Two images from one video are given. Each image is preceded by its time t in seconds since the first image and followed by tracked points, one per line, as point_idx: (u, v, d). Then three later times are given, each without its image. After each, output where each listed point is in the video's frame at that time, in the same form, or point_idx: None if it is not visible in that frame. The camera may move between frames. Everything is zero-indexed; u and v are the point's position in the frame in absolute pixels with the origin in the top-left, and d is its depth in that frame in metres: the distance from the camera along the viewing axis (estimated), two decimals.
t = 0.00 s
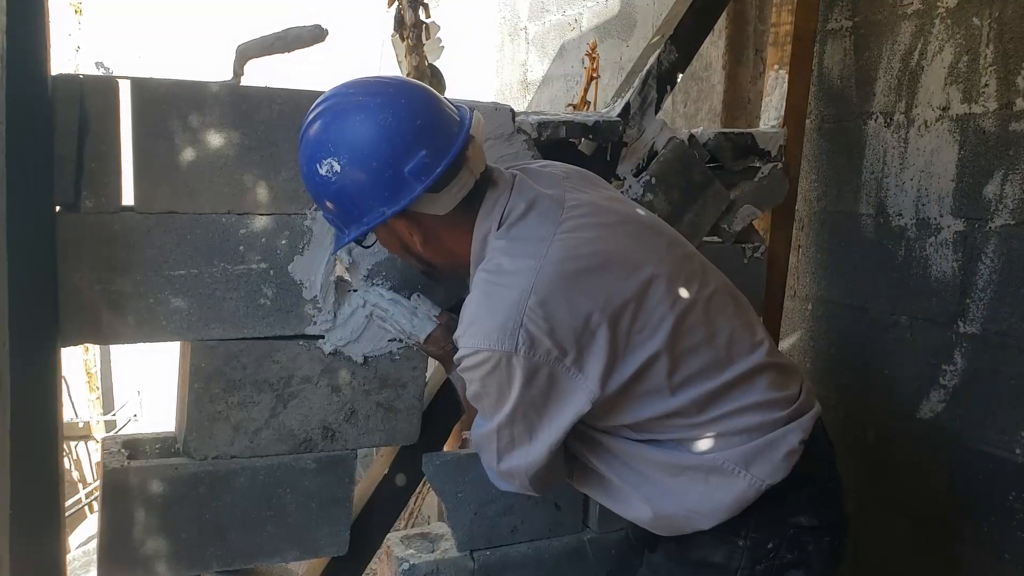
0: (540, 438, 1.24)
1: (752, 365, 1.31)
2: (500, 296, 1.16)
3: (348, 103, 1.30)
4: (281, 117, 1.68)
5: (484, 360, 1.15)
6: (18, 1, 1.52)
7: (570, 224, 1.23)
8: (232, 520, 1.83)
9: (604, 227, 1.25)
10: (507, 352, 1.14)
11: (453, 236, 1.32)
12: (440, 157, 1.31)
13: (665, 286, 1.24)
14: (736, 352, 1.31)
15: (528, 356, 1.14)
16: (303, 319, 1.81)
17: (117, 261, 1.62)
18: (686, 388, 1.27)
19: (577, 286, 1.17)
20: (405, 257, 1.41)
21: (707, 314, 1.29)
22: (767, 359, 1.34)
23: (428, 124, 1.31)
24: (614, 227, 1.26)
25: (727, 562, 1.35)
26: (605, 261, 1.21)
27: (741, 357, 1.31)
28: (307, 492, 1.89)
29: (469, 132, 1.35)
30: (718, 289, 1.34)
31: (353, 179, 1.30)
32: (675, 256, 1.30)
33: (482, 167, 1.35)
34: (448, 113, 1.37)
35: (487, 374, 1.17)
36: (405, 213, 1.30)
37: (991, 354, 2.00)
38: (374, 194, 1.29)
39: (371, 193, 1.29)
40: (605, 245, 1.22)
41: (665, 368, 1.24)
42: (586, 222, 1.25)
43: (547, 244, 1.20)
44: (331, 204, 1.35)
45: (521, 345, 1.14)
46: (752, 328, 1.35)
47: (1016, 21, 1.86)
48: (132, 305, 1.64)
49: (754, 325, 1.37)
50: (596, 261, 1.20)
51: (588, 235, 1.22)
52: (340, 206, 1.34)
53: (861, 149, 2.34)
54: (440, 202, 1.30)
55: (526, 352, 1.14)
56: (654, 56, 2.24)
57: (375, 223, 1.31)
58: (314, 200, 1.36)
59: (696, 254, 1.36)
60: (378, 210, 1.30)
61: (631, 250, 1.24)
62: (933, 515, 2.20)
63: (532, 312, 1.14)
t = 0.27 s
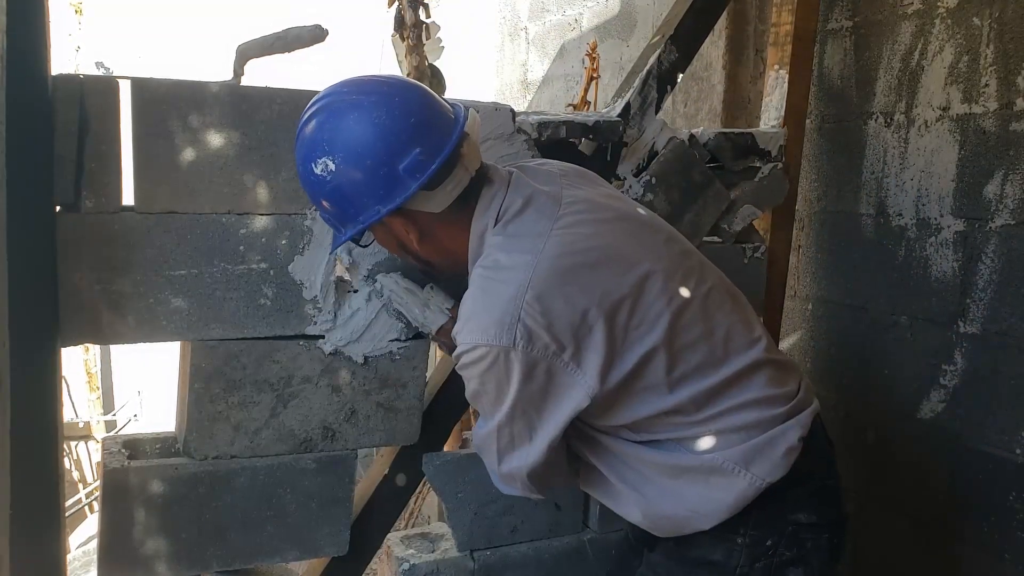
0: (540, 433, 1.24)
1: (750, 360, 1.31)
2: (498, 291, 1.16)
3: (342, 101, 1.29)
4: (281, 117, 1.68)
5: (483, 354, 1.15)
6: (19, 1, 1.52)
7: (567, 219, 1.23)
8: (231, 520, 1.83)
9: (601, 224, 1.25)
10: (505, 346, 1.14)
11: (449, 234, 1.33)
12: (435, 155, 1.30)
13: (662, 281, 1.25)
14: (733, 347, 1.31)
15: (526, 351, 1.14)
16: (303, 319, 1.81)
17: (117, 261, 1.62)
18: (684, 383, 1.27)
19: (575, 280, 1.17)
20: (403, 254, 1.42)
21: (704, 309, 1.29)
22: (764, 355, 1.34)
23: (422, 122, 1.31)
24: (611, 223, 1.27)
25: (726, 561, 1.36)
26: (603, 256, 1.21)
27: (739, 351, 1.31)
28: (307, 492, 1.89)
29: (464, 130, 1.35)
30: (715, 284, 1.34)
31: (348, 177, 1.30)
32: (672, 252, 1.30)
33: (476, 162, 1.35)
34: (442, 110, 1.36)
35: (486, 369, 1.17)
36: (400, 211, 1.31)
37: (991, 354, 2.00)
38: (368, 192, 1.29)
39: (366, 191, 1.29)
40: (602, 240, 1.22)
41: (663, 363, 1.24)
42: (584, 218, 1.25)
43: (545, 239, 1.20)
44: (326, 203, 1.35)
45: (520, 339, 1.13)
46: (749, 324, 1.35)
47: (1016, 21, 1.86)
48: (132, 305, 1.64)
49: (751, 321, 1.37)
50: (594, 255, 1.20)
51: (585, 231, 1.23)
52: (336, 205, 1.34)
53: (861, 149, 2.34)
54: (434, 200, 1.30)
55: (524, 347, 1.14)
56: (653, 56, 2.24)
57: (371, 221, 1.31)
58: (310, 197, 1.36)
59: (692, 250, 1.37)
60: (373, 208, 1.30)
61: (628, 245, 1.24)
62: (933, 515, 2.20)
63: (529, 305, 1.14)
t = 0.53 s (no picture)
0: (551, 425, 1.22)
1: (754, 354, 1.32)
2: (506, 275, 1.15)
3: (343, 87, 1.29)
4: (281, 117, 1.68)
5: (493, 340, 1.14)
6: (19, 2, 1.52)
7: (573, 210, 1.24)
8: (231, 520, 1.83)
9: (606, 216, 1.25)
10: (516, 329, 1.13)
11: (447, 223, 1.31)
12: (435, 143, 1.30)
13: (668, 274, 1.25)
14: (738, 339, 1.32)
15: (537, 335, 1.13)
16: (303, 319, 1.81)
17: (117, 261, 1.62)
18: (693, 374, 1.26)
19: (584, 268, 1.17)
20: (402, 245, 1.41)
21: (708, 302, 1.29)
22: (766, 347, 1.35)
23: (422, 109, 1.31)
24: (616, 216, 1.27)
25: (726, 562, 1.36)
26: (610, 246, 1.21)
27: (743, 344, 1.32)
28: (308, 492, 1.89)
29: (464, 118, 1.34)
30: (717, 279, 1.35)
31: (348, 164, 1.30)
32: (676, 246, 1.31)
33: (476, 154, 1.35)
34: (442, 98, 1.36)
35: (496, 358, 1.16)
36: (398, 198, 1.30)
37: (991, 354, 2.00)
38: (368, 179, 1.29)
39: (365, 177, 1.29)
40: (608, 232, 1.22)
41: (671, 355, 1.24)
42: (589, 209, 1.25)
43: (553, 227, 1.20)
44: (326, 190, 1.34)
45: (531, 322, 1.13)
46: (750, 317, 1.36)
47: (1016, 21, 1.86)
48: (132, 305, 1.65)
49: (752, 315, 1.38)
50: (601, 245, 1.20)
51: (592, 222, 1.23)
52: (335, 192, 1.33)
53: (861, 149, 2.34)
54: (432, 187, 1.29)
55: (535, 330, 1.13)
56: (653, 56, 2.24)
57: (370, 208, 1.31)
58: (310, 185, 1.36)
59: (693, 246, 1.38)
60: (372, 195, 1.30)
61: (634, 238, 1.25)
62: (932, 515, 2.20)
63: (540, 290, 1.14)
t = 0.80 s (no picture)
0: (564, 403, 1.17)
1: (759, 345, 1.33)
2: (519, 238, 1.14)
3: (358, 42, 1.30)
4: (281, 117, 1.68)
5: (505, 303, 1.11)
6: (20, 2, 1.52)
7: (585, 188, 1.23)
8: (231, 520, 1.83)
9: (615, 197, 1.25)
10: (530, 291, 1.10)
11: (454, 190, 1.29)
12: (446, 104, 1.29)
13: (676, 258, 1.25)
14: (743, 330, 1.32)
15: (551, 300, 1.11)
16: (303, 319, 1.80)
17: (117, 261, 1.62)
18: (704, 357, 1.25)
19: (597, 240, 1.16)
20: (406, 219, 1.37)
21: (713, 289, 1.30)
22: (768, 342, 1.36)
23: (436, 71, 1.31)
24: (627, 199, 1.27)
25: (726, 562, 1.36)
26: (621, 224, 1.21)
27: (749, 332, 1.33)
28: (308, 492, 1.89)
29: (477, 86, 1.34)
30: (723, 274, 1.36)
31: (357, 118, 1.29)
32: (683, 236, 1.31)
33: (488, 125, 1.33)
34: (458, 66, 1.37)
35: (506, 325, 1.13)
36: (408, 156, 1.28)
37: (990, 354, 2.00)
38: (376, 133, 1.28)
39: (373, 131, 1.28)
40: (618, 211, 1.22)
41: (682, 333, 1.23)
42: (601, 188, 1.25)
43: (565, 200, 1.19)
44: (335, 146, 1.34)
45: (545, 286, 1.11)
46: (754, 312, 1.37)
47: (1016, 21, 1.86)
48: (132, 305, 1.64)
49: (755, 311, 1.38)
50: (612, 224, 1.20)
51: (602, 200, 1.23)
52: (344, 148, 1.33)
53: (861, 149, 2.34)
54: (440, 148, 1.27)
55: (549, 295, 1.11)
56: (653, 56, 2.24)
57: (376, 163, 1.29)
58: (319, 143, 1.36)
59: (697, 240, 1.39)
60: (378, 151, 1.29)
61: (643, 221, 1.25)
62: (933, 515, 2.20)
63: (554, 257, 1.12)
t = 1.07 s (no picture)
0: (557, 369, 1.06)
1: (771, 337, 1.24)
2: (522, 183, 1.05)
3: None
4: (281, 117, 1.68)
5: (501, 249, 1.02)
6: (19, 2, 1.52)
7: (601, 146, 1.14)
8: (231, 520, 1.83)
9: (635, 160, 1.16)
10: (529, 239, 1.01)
11: (462, 128, 1.19)
12: (463, 33, 1.19)
13: (690, 228, 1.16)
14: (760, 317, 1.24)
15: (550, 249, 1.02)
16: (303, 319, 1.80)
17: (117, 261, 1.62)
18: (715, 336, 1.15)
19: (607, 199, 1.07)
20: (412, 164, 1.28)
21: (731, 267, 1.21)
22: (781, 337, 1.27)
23: (459, 3, 1.23)
24: (647, 163, 1.19)
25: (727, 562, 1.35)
26: (636, 184, 1.12)
27: (764, 321, 1.24)
28: (307, 492, 1.89)
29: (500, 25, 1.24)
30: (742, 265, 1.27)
31: (369, 40, 1.23)
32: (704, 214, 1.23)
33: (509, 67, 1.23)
34: (487, 9, 1.29)
35: (500, 271, 1.03)
36: (417, 87, 1.19)
37: (990, 354, 2.00)
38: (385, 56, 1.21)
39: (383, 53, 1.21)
40: (634, 173, 1.13)
41: (691, 305, 1.12)
42: (619, 149, 1.16)
43: (577, 152, 1.10)
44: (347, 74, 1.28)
45: (545, 235, 1.02)
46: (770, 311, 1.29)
47: (1016, 21, 1.86)
48: (132, 305, 1.64)
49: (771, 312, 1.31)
50: (625, 184, 1.10)
51: (619, 159, 1.14)
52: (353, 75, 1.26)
53: (861, 149, 2.34)
54: (450, 80, 1.17)
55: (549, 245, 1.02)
56: (653, 56, 2.25)
57: (382, 87, 1.21)
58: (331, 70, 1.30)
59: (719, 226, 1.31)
60: (387, 77, 1.20)
61: (661, 187, 1.16)
62: (933, 515, 2.20)
63: (559, 208, 1.03)
